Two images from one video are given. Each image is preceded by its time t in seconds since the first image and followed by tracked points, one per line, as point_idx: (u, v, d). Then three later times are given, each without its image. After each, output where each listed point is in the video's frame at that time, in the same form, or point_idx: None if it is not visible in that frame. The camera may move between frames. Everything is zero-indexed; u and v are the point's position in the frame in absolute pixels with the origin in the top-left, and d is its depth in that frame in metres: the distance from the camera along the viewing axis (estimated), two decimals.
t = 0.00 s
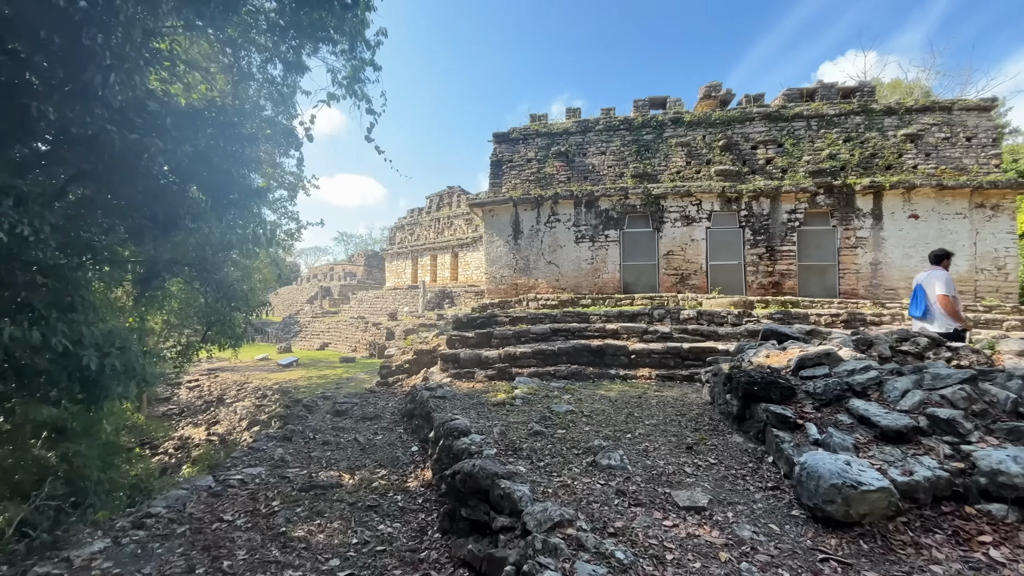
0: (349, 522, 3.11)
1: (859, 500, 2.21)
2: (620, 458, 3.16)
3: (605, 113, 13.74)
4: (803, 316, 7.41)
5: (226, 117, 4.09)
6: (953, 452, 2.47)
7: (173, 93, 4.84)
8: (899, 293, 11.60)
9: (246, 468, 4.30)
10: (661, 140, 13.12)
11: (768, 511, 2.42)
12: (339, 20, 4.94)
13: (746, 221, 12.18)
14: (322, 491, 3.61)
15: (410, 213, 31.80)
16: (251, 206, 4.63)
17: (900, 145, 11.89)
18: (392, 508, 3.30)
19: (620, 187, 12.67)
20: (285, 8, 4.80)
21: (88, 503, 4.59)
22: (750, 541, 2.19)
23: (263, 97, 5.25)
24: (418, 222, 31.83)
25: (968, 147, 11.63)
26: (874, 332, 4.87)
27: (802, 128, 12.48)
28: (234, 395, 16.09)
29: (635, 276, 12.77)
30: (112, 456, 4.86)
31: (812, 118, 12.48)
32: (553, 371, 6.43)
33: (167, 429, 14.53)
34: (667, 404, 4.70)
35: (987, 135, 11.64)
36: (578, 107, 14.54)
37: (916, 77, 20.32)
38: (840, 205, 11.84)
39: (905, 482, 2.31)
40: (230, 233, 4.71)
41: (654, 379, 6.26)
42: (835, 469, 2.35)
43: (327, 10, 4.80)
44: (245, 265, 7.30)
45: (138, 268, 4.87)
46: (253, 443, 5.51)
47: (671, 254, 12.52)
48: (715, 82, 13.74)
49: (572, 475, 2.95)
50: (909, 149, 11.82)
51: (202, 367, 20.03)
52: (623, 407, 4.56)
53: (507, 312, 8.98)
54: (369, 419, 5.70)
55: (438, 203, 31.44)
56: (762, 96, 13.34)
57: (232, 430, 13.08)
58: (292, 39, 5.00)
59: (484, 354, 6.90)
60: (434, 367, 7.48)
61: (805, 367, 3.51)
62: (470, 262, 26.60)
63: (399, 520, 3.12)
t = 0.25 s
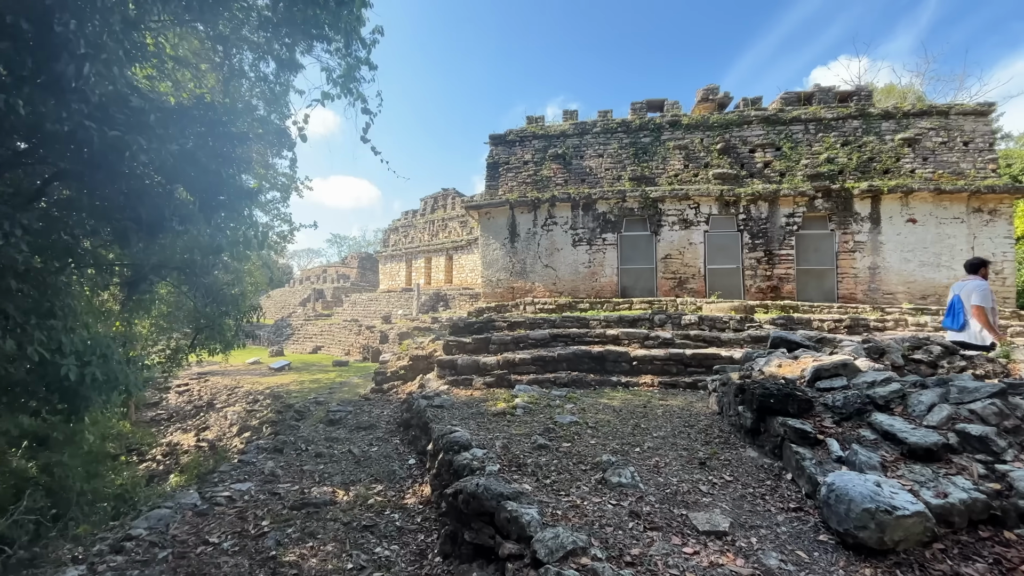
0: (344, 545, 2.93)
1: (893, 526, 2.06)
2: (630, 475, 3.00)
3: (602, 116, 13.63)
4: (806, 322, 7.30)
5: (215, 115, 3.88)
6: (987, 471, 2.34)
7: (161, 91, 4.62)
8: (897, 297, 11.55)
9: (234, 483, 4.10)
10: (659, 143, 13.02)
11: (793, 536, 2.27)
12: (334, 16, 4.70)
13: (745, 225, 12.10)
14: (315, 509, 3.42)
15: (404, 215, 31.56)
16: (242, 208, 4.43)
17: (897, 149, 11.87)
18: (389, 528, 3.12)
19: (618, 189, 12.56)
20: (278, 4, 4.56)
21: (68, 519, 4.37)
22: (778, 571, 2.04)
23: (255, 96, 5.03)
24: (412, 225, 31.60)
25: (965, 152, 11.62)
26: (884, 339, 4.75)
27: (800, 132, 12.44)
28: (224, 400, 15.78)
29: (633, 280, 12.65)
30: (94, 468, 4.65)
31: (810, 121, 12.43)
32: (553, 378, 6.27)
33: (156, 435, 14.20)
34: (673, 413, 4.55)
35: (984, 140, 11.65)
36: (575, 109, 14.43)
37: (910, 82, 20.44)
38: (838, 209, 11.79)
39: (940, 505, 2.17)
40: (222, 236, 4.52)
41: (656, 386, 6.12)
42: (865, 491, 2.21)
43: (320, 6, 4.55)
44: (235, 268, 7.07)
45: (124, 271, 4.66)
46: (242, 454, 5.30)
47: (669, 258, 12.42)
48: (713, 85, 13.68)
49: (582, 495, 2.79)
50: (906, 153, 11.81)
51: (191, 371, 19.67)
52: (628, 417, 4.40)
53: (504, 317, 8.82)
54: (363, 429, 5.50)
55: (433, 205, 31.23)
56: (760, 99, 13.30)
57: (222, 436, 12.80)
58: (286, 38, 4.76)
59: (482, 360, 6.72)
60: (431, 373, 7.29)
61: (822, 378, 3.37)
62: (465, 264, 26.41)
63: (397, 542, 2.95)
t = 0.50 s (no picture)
0: (341, 562, 2.74)
1: (940, 544, 1.90)
2: (647, 485, 2.83)
3: (601, 116, 13.50)
4: (812, 323, 7.17)
5: (206, 107, 3.67)
6: None
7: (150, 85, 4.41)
8: (898, 299, 11.48)
9: (224, 494, 3.89)
10: (659, 143, 12.91)
11: (830, 555, 2.11)
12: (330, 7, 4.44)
13: (745, 226, 12.00)
14: (310, 523, 3.23)
15: (400, 216, 31.33)
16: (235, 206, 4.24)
17: (898, 150, 11.82)
18: (389, 543, 2.93)
19: (618, 190, 12.43)
20: None
21: (49, 532, 4.15)
22: None
23: (249, 91, 4.78)
24: (408, 226, 31.38)
25: (966, 153, 11.59)
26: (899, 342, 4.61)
27: (800, 132, 12.36)
28: (216, 403, 15.49)
29: (632, 281, 12.50)
30: (80, 477, 4.43)
31: (811, 122, 12.36)
32: (556, 382, 6.10)
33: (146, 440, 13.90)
34: (683, 419, 4.38)
35: (984, 141, 11.62)
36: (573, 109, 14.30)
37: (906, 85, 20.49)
38: (838, 210, 11.71)
39: (988, 519, 2.01)
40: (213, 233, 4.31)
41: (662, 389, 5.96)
42: (907, 505, 2.05)
43: None
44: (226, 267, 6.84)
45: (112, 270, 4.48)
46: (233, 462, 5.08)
47: (668, 259, 12.29)
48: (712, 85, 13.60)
49: (597, 508, 2.61)
50: (907, 154, 11.75)
51: (182, 374, 19.34)
52: (637, 423, 4.23)
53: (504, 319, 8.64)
54: (360, 435, 5.29)
55: (428, 206, 31.02)
56: (759, 99, 13.21)
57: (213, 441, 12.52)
58: (280, 29, 4.49)
59: (483, 363, 6.54)
60: (429, 376, 7.09)
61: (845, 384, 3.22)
62: (461, 266, 26.21)
63: (398, 559, 2.76)
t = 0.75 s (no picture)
0: None
1: None
2: (667, 503, 2.63)
3: (600, 117, 13.36)
4: (820, 328, 7.02)
5: (195, 99, 3.46)
6: None
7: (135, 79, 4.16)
8: (901, 302, 11.37)
9: (211, 512, 3.66)
10: (659, 145, 12.77)
11: None
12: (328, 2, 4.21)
13: (747, 228, 11.87)
14: (305, 543, 3.01)
15: (395, 218, 31.08)
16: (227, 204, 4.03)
17: (899, 152, 11.73)
18: (389, 566, 2.72)
19: (618, 192, 12.28)
20: None
21: (26, 550, 3.91)
22: None
23: (241, 87, 4.55)
24: (403, 228, 31.13)
25: (967, 155, 11.52)
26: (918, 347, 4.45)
27: (801, 134, 12.26)
28: (209, 408, 15.19)
29: (633, 284, 12.34)
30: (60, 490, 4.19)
31: (812, 124, 12.26)
32: (560, 388, 5.91)
33: (135, 446, 13.58)
34: (696, 428, 4.19)
35: (986, 143, 11.56)
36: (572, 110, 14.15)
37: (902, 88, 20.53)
38: (840, 212, 11.61)
39: None
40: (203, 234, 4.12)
41: (669, 396, 5.78)
42: (963, 531, 1.87)
43: None
44: (218, 269, 6.60)
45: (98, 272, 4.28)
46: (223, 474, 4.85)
47: (669, 261, 12.14)
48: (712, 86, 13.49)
49: (617, 531, 2.42)
50: (908, 156, 11.67)
51: (174, 378, 19.00)
52: (648, 433, 4.03)
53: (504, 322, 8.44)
54: (357, 445, 5.07)
55: (425, 208, 30.80)
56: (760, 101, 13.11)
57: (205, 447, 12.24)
58: (275, 23, 4.25)
59: (483, 369, 6.33)
60: (428, 382, 6.87)
61: (873, 394, 3.05)
62: (458, 268, 26.00)
63: None
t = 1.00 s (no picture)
0: None
1: None
2: (691, 520, 2.48)
3: (601, 116, 13.23)
4: (828, 330, 6.89)
5: (187, 90, 3.30)
6: None
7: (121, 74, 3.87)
8: (904, 304, 11.28)
9: (204, 526, 3.48)
10: (660, 145, 12.65)
11: None
12: None
13: (749, 229, 11.76)
14: (304, 561, 2.84)
15: (393, 218, 30.87)
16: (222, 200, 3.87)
17: (902, 153, 11.65)
18: None
19: (619, 192, 12.15)
20: None
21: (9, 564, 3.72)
22: None
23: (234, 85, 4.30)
24: (401, 228, 30.93)
25: (971, 156, 11.46)
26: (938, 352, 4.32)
27: (804, 134, 12.17)
28: (203, 411, 14.97)
29: (634, 286, 12.20)
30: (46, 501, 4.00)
31: (814, 124, 12.17)
32: (565, 392, 5.75)
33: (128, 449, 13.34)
34: (710, 435, 4.03)
35: (989, 144, 11.50)
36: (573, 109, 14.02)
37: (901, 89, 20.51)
38: (844, 213, 11.51)
39: None
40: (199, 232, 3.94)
41: (676, 401, 5.63)
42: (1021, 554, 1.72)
43: None
44: (211, 269, 6.40)
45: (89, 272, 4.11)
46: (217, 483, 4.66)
47: (671, 263, 12.02)
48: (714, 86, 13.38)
49: (640, 552, 2.26)
50: (912, 157, 11.59)
51: (168, 380, 18.74)
52: (660, 441, 3.87)
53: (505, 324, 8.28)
54: (356, 452, 4.89)
55: (422, 209, 30.62)
56: (762, 101, 13.02)
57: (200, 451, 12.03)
58: (272, 16, 4.01)
59: (486, 373, 6.17)
60: (428, 386, 6.70)
61: (903, 403, 2.91)
62: (455, 269, 25.84)
63: None
